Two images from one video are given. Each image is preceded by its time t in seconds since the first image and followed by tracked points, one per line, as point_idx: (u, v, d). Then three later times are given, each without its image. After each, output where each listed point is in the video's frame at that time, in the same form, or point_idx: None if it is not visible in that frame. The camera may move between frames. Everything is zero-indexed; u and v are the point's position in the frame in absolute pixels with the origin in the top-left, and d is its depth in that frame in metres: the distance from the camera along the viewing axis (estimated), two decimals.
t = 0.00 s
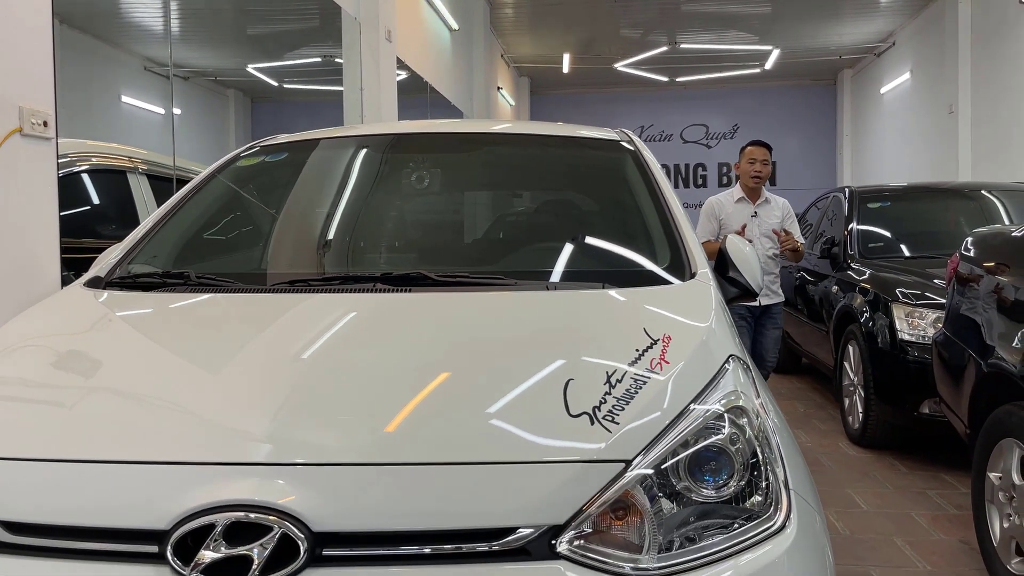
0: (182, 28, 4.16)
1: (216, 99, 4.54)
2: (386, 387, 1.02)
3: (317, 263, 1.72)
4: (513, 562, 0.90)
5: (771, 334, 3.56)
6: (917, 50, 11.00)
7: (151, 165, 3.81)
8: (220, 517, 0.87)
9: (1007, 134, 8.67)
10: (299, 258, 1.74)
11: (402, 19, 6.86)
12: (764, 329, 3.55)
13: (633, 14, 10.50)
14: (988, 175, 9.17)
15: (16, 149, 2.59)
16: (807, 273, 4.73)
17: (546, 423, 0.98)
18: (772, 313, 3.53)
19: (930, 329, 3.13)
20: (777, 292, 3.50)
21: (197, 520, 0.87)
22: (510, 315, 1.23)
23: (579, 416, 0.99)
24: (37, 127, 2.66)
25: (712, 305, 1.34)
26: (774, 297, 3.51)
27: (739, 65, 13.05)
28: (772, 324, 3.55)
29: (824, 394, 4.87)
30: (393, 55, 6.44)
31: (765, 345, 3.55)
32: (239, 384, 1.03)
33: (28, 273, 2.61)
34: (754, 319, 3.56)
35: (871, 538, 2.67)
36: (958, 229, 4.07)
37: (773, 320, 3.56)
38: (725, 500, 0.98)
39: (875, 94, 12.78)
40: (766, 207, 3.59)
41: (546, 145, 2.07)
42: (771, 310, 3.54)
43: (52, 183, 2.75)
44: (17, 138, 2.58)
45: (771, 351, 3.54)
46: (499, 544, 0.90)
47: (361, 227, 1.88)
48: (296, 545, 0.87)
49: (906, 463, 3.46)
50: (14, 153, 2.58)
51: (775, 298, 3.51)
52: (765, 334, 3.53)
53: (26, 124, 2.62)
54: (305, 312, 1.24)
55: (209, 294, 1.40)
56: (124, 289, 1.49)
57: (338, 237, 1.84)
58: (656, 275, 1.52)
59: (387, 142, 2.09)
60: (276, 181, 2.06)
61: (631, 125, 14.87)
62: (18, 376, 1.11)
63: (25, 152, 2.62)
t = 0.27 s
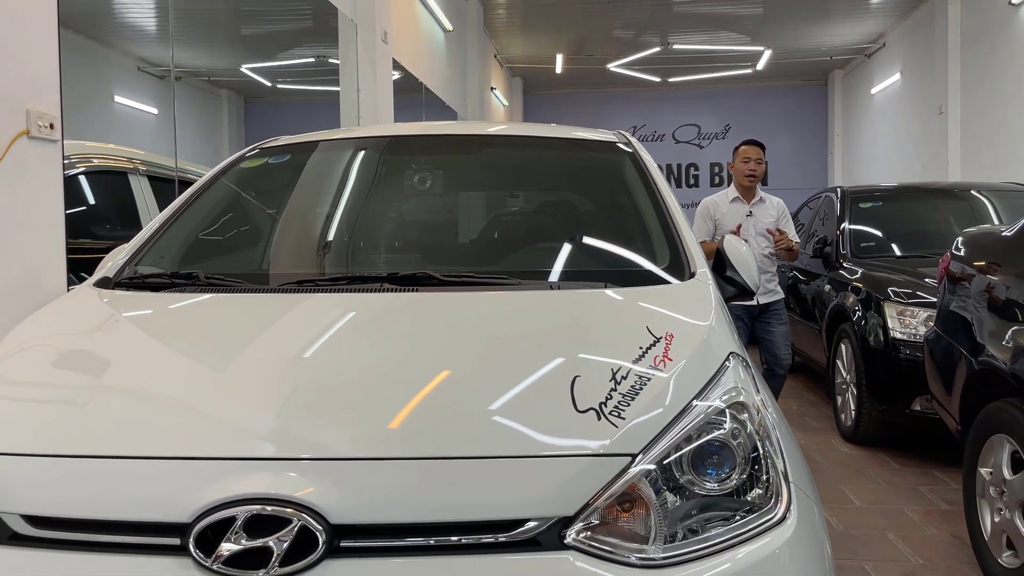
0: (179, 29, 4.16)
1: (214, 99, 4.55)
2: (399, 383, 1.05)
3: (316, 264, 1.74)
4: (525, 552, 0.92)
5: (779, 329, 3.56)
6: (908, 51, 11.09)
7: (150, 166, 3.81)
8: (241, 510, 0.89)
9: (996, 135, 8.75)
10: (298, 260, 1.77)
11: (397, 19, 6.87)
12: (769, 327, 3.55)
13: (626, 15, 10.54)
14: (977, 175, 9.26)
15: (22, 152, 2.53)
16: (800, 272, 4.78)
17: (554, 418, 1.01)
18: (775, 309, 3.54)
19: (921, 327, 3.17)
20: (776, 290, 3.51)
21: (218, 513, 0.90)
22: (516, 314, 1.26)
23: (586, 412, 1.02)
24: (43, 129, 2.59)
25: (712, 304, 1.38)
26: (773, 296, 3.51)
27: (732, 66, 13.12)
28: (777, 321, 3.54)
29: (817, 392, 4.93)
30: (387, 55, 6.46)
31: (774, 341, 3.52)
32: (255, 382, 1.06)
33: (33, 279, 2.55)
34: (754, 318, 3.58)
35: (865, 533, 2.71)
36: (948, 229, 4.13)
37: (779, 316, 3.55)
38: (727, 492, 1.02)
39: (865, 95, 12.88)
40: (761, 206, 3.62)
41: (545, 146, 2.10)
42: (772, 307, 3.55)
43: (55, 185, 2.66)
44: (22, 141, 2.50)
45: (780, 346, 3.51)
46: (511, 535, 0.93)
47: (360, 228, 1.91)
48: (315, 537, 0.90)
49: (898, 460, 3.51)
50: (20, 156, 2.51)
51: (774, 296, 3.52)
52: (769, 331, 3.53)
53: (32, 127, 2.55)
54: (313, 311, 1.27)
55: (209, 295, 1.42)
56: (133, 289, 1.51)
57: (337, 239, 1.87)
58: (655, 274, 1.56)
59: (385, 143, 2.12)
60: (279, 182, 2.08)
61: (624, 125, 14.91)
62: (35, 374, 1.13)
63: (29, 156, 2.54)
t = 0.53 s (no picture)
0: (178, 29, 4.17)
1: (211, 99, 4.56)
2: (413, 377, 1.08)
3: (318, 263, 1.77)
4: (538, 539, 0.96)
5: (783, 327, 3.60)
6: (900, 52, 11.16)
7: (152, 166, 3.79)
8: (263, 500, 0.92)
9: (988, 135, 8.82)
10: (300, 259, 1.79)
11: (393, 19, 6.89)
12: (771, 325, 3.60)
13: (621, 15, 10.57)
14: (970, 175, 9.33)
15: (33, 154, 2.46)
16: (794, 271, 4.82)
17: (563, 411, 1.04)
18: (777, 307, 3.58)
19: (914, 325, 3.22)
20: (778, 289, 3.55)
21: (241, 502, 0.93)
22: (524, 311, 1.29)
23: (594, 404, 1.06)
24: (53, 130, 2.52)
25: (713, 301, 1.41)
26: (774, 295, 3.56)
27: (725, 66, 13.17)
28: (779, 318, 3.59)
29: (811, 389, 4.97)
30: (384, 56, 6.48)
31: (777, 338, 3.58)
32: (273, 376, 1.09)
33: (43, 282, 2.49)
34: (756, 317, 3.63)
35: (861, 527, 2.75)
36: (940, 228, 4.18)
37: (781, 314, 3.60)
38: (731, 482, 1.05)
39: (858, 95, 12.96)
40: (762, 206, 3.64)
41: (545, 147, 2.13)
42: (775, 305, 3.59)
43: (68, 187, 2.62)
44: (34, 142, 2.45)
45: (785, 343, 3.57)
46: (525, 522, 0.96)
47: (361, 228, 1.94)
48: (335, 525, 0.93)
49: (892, 456, 3.56)
50: (31, 158, 2.44)
51: (777, 294, 3.56)
52: (773, 329, 3.59)
53: (43, 127, 2.48)
54: (317, 308, 1.31)
55: (211, 293, 1.44)
56: (144, 288, 1.54)
57: (338, 239, 1.90)
58: (656, 272, 1.59)
59: (386, 144, 2.15)
60: (282, 183, 2.11)
61: (618, 125, 14.95)
62: (56, 368, 1.15)
63: (41, 158, 2.48)
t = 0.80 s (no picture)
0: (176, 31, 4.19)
1: (211, 101, 4.58)
2: (427, 374, 1.11)
3: (322, 264, 1.80)
4: (551, 529, 0.99)
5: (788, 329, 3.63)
6: (893, 53, 11.24)
7: (157, 167, 3.81)
8: (285, 492, 0.96)
9: (981, 135, 8.89)
10: (304, 260, 1.82)
11: (390, 19, 6.91)
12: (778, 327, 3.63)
13: (616, 16, 10.61)
14: (962, 176, 9.40)
15: (44, 156, 2.47)
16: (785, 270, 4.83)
17: (573, 406, 1.07)
18: (784, 309, 3.59)
19: (909, 324, 3.26)
20: (787, 291, 3.56)
21: (263, 494, 0.96)
22: (533, 310, 1.33)
23: (603, 400, 1.09)
24: (64, 133, 2.53)
25: (715, 301, 1.44)
26: (782, 296, 3.58)
27: (720, 68, 13.24)
28: (786, 320, 3.60)
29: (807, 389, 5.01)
30: (381, 57, 6.50)
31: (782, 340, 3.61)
32: (291, 374, 1.12)
33: (53, 282, 2.51)
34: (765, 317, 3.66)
35: (858, 524, 2.79)
36: (934, 228, 4.23)
37: (788, 316, 3.61)
38: (735, 476, 1.07)
39: (851, 96, 13.04)
40: (774, 206, 3.63)
41: (547, 148, 2.15)
42: (783, 307, 3.60)
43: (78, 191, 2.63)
44: (45, 146, 2.46)
45: (789, 346, 3.59)
46: (538, 514, 0.99)
47: (363, 230, 1.97)
48: (354, 516, 0.96)
49: (887, 454, 3.60)
50: (42, 161, 2.45)
51: (785, 296, 3.57)
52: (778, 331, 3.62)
53: (54, 130, 2.49)
54: (318, 308, 1.34)
55: (218, 293, 1.47)
56: (157, 288, 1.57)
57: (343, 241, 1.92)
58: (658, 272, 1.62)
59: (388, 146, 2.17)
60: (288, 184, 2.13)
61: (613, 126, 14.99)
62: (77, 365, 1.18)
63: (52, 161, 2.49)
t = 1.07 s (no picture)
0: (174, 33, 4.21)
1: (210, 102, 4.60)
2: (435, 371, 1.14)
3: (325, 265, 1.82)
4: (557, 520, 1.01)
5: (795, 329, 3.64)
6: (887, 55, 11.31)
7: (159, 168, 3.85)
8: (298, 484, 0.98)
9: (975, 136, 8.96)
10: (306, 260, 1.84)
11: (387, 20, 6.94)
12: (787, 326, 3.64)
13: (612, 18, 10.65)
14: (956, 176, 9.46)
15: (52, 157, 2.48)
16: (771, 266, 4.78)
17: (578, 402, 1.10)
18: (794, 309, 3.60)
19: (904, 323, 3.29)
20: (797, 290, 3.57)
21: (278, 487, 0.98)
22: (538, 309, 1.35)
23: (607, 395, 1.11)
24: (71, 135, 2.54)
25: (715, 299, 1.47)
26: (792, 295, 3.58)
27: (716, 69, 13.29)
28: (795, 320, 3.62)
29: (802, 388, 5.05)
30: (379, 59, 6.55)
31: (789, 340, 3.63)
32: (303, 370, 1.14)
33: (59, 282, 2.52)
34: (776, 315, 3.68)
35: (854, 520, 2.82)
36: (929, 229, 4.27)
37: (798, 316, 3.62)
38: (736, 469, 1.10)
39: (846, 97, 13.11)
40: (790, 204, 3.63)
41: (547, 150, 2.18)
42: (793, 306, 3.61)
43: (84, 191, 2.64)
44: (52, 146, 2.47)
45: (796, 346, 3.59)
46: (546, 506, 1.02)
47: (365, 231, 1.99)
48: (367, 508, 0.98)
49: (882, 452, 3.63)
50: (49, 162, 2.47)
51: (796, 295, 3.58)
52: (787, 331, 3.63)
53: (61, 132, 2.50)
54: (321, 307, 1.37)
55: (223, 292, 1.49)
56: (164, 287, 1.59)
57: (344, 242, 1.94)
58: (658, 272, 1.65)
59: (388, 147, 2.19)
60: (291, 185, 2.15)
61: (609, 127, 15.04)
62: (91, 362, 1.20)
63: (59, 161, 2.51)
